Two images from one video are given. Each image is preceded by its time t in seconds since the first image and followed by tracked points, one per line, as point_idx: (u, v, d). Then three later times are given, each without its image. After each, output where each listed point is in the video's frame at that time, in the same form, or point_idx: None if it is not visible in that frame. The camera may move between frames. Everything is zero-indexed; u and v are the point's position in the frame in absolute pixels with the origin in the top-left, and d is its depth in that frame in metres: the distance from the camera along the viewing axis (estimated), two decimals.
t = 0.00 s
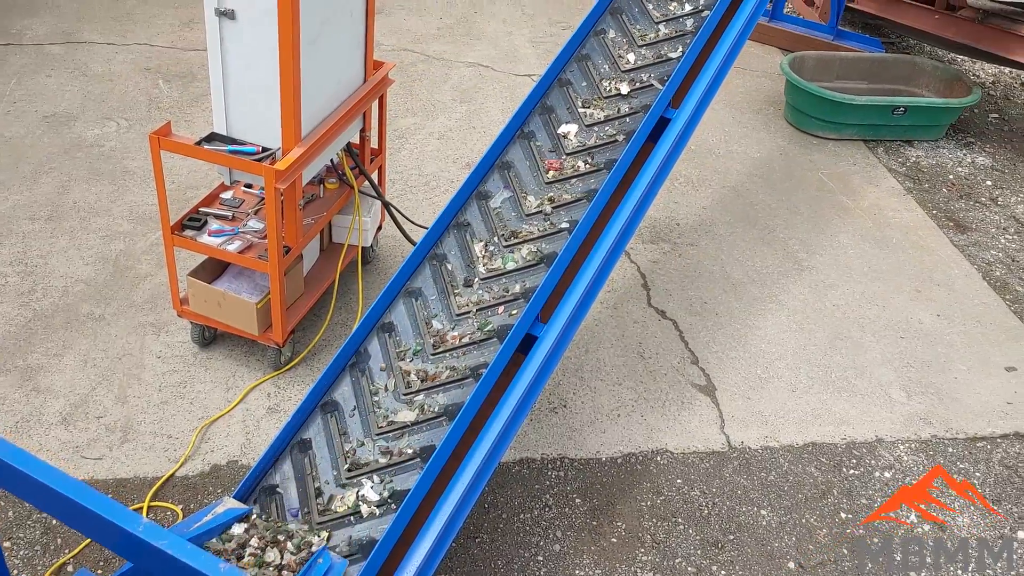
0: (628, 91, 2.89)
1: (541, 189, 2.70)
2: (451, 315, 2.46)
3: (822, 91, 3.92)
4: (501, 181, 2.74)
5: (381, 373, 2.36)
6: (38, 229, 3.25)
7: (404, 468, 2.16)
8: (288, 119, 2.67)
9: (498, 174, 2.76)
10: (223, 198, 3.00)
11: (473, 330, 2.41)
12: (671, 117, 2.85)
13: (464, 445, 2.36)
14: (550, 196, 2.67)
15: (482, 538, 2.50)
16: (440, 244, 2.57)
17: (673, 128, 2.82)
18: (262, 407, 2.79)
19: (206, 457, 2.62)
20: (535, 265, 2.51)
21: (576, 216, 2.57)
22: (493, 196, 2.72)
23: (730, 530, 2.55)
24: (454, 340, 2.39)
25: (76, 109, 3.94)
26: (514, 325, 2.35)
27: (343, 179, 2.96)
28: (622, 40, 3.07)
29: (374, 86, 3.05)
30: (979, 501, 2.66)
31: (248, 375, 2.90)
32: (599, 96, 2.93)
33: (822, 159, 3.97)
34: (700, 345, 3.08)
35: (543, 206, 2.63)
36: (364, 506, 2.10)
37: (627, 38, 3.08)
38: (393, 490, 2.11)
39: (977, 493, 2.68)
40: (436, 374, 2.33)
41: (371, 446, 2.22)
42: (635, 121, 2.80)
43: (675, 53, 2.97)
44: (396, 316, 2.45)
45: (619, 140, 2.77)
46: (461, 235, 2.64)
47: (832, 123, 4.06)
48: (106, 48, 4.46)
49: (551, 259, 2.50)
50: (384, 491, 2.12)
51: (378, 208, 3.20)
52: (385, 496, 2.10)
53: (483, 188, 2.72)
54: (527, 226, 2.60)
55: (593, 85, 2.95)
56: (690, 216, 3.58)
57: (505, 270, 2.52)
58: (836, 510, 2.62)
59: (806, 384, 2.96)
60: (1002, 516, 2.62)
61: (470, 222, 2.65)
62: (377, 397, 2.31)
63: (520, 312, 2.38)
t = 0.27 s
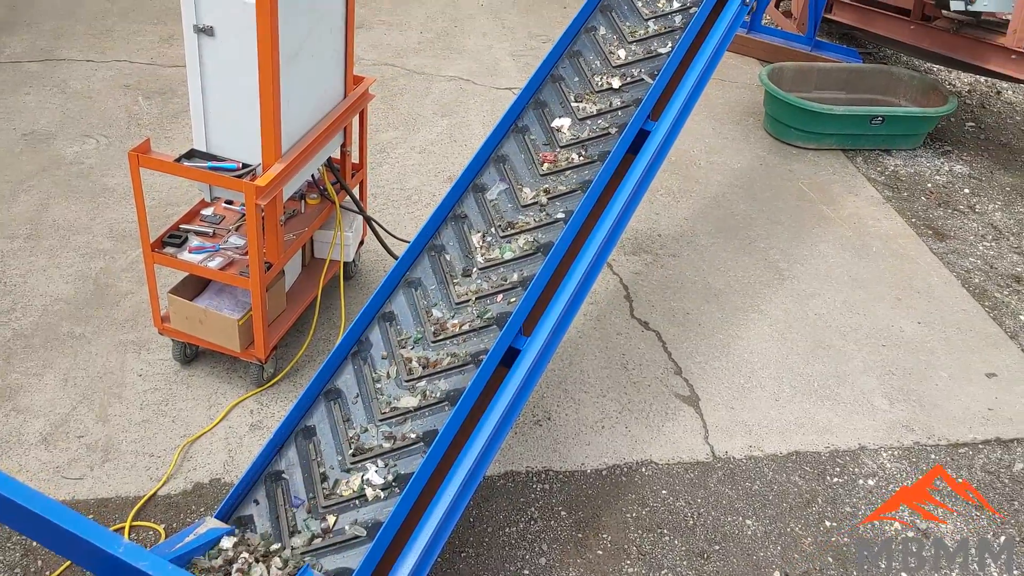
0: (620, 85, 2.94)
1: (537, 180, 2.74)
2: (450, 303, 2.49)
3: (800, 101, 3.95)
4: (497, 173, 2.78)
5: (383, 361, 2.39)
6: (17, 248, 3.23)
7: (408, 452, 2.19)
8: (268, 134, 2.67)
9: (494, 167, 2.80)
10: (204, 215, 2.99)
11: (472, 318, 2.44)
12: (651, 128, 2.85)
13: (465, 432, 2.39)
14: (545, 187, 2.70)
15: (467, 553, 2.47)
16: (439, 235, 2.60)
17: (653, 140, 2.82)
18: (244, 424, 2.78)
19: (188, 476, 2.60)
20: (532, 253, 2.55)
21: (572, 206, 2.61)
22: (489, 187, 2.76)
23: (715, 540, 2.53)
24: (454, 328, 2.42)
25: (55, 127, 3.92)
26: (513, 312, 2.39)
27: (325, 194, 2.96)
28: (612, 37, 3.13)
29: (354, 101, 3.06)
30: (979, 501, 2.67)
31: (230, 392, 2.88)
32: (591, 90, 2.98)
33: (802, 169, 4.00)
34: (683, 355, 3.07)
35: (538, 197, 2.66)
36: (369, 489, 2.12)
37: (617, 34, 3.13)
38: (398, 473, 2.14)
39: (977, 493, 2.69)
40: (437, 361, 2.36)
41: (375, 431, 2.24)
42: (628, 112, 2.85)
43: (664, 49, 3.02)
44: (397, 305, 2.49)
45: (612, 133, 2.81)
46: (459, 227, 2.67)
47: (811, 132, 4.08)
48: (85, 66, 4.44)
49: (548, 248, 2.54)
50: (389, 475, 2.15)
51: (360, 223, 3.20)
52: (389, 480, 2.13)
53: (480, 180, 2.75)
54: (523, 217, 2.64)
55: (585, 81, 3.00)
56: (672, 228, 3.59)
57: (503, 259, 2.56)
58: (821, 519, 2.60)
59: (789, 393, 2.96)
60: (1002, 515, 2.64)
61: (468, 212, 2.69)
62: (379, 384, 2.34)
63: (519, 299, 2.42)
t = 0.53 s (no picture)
0: (610, 86, 3.00)
1: (531, 178, 2.79)
2: (449, 297, 2.55)
3: (778, 116, 3.99)
4: (492, 172, 2.83)
5: (384, 354, 2.44)
6: None
7: (411, 442, 2.24)
8: (249, 155, 2.66)
9: (488, 166, 2.85)
10: (184, 237, 2.98)
11: (471, 312, 2.50)
12: (629, 147, 2.84)
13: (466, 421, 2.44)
14: (540, 184, 2.76)
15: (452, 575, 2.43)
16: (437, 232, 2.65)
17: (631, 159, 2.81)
18: (227, 446, 2.76)
19: (171, 500, 2.58)
20: (528, 248, 2.61)
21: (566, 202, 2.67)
22: (484, 185, 2.81)
23: (701, 556, 2.51)
24: (453, 322, 2.48)
25: (34, 150, 3.91)
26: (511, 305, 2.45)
27: (306, 215, 2.96)
28: (602, 39, 3.18)
29: (335, 121, 3.06)
30: (979, 501, 2.69)
31: (213, 415, 2.86)
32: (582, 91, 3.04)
33: (782, 184, 4.02)
34: (667, 371, 3.05)
35: (533, 194, 2.72)
36: (373, 478, 2.17)
37: (607, 37, 3.18)
38: (401, 462, 2.19)
39: (977, 493, 2.71)
40: (437, 353, 2.42)
41: (377, 423, 2.29)
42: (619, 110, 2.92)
43: (653, 50, 3.08)
44: (397, 300, 2.54)
45: (604, 131, 2.87)
46: (456, 224, 2.73)
47: (790, 148, 4.12)
48: (64, 88, 4.43)
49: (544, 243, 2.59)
50: (392, 465, 2.20)
51: (342, 243, 3.20)
52: (393, 468, 2.18)
53: (475, 179, 2.81)
54: (519, 214, 2.70)
55: (577, 82, 3.06)
56: (653, 243, 3.59)
57: (499, 254, 2.61)
58: (806, 533, 2.58)
59: (772, 408, 2.95)
60: (1002, 515, 2.65)
61: (464, 209, 2.74)
62: (381, 376, 2.39)
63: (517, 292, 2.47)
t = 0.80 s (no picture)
0: (602, 84, 3.01)
1: (526, 174, 2.83)
2: (448, 290, 2.59)
3: (758, 130, 4.02)
4: (487, 168, 2.86)
5: (386, 346, 2.49)
6: None
7: (414, 430, 2.30)
8: (230, 176, 2.66)
9: (484, 162, 2.89)
10: (167, 257, 2.97)
11: (471, 304, 2.54)
12: (611, 162, 2.84)
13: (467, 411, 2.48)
14: (535, 179, 2.79)
15: None
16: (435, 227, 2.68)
17: (613, 174, 2.81)
18: (211, 467, 2.74)
19: (154, 522, 2.55)
20: (525, 242, 2.65)
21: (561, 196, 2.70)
22: (480, 181, 2.84)
23: (688, 570, 2.48)
24: (453, 313, 2.52)
25: (14, 171, 3.89)
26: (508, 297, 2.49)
27: (289, 233, 2.96)
28: (593, 39, 3.19)
29: (317, 140, 3.06)
30: (979, 501, 2.69)
31: (196, 436, 2.85)
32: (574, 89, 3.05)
33: (763, 196, 4.05)
34: (652, 385, 3.04)
35: (529, 189, 2.75)
36: (378, 466, 2.23)
37: (597, 37, 3.19)
38: (405, 451, 2.25)
39: (977, 493, 2.71)
40: (437, 344, 2.46)
41: (380, 412, 2.35)
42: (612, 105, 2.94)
43: (643, 49, 3.09)
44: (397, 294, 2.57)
45: (597, 127, 2.90)
46: (453, 219, 2.76)
47: (771, 160, 4.15)
48: (45, 109, 4.42)
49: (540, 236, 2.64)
50: (396, 453, 2.26)
51: (325, 261, 3.20)
52: (397, 457, 2.24)
53: (471, 175, 2.84)
54: (515, 208, 2.73)
55: (569, 80, 3.07)
56: (637, 258, 3.58)
57: (496, 248, 2.65)
58: (793, 544, 2.56)
59: (757, 420, 2.93)
60: (1003, 515, 2.65)
61: (461, 205, 2.77)
62: (383, 368, 2.44)
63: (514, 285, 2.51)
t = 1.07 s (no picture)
0: (592, 82, 3.06)
1: (520, 170, 2.87)
2: (446, 283, 2.62)
3: (740, 142, 4.03)
4: (482, 165, 2.91)
5: (386, 338, 2.52)
6: None
7: (415, 418, 2.34)
8: (211, 194, 2.65)
9: (478, 159, 2.93)
10: (148, 276, 2.96)
11: (468, 296, 2.58)
12: (592, 176, 2.84)
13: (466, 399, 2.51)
14: (529, 175, 2.83)
15: None
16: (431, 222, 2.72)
17: (594, 188, 2.80)
18: (194, 488, 2.72)
19: (137, 544, 2.53)
20: (520, 235, 2.69)
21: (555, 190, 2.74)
22: (475, 177, 2.88)
23: None
24: (451, 305, 2.55)
25: None
26: (505, 288, 2.53)
27: (271, 251, 2.95)
28: (582, 40, 3.23)
29: (298, 157, 3.06)
30: (978, 500, 2.72)
31: (180, 456, 2.83)
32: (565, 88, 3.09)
33: (745, 208, 4.07)
34: (637, 399, 3.02)
35: (523, 184, 2.80)
36: (380, 453, 2.27)
37: (586, 37, 3.23)
38: (406, 438, 2.29)
39: (977, 493, 2.74)
40: (436, 334, 2.50)
41: (382, 401, 2.39)
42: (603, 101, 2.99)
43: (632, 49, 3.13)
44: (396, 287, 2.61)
45: (588, 124, 2.94)
46: (449, 214, 2.80)
47: (752, 172, 4.17)
48: (25, 128, 4.39)
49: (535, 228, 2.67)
50: (398, 440, 2.30)
51: (308, 278, 3.19)
52: (399, 444, 2.28)
53: (466, 171, 2.88)
54: (509, 203, 2.77)
55: (560, 79, 3.11)
56: (620, 270, 3.58)
57: (492, 241, 2.69)
58: (779, 556, 2.54)
59: (742, 432, 2.93)
60: (1002, 514, 2.68)
61: (457, 200, 2.81)
62: (383, 358, 2.48)
63: (511, 275, 2.55)
